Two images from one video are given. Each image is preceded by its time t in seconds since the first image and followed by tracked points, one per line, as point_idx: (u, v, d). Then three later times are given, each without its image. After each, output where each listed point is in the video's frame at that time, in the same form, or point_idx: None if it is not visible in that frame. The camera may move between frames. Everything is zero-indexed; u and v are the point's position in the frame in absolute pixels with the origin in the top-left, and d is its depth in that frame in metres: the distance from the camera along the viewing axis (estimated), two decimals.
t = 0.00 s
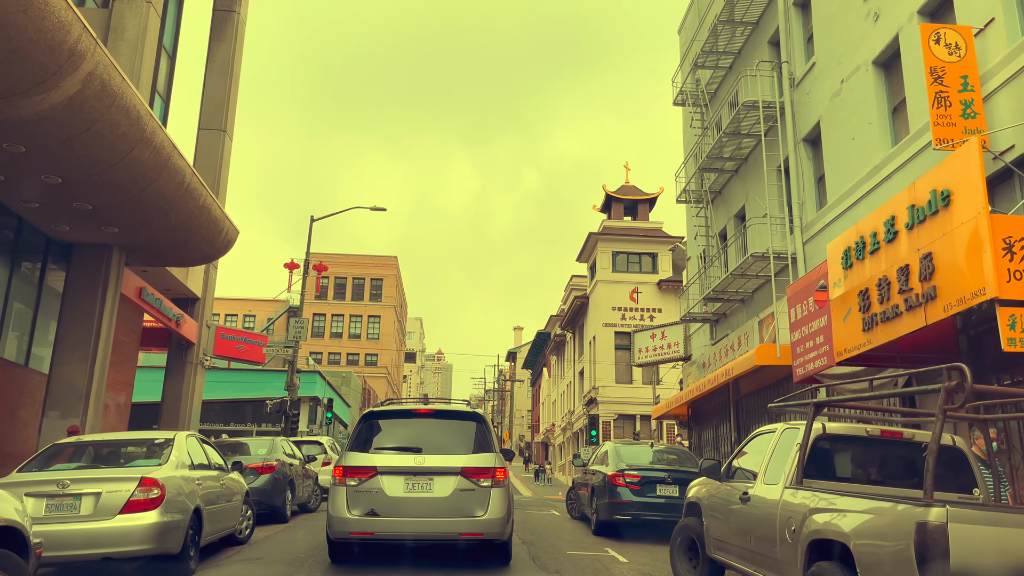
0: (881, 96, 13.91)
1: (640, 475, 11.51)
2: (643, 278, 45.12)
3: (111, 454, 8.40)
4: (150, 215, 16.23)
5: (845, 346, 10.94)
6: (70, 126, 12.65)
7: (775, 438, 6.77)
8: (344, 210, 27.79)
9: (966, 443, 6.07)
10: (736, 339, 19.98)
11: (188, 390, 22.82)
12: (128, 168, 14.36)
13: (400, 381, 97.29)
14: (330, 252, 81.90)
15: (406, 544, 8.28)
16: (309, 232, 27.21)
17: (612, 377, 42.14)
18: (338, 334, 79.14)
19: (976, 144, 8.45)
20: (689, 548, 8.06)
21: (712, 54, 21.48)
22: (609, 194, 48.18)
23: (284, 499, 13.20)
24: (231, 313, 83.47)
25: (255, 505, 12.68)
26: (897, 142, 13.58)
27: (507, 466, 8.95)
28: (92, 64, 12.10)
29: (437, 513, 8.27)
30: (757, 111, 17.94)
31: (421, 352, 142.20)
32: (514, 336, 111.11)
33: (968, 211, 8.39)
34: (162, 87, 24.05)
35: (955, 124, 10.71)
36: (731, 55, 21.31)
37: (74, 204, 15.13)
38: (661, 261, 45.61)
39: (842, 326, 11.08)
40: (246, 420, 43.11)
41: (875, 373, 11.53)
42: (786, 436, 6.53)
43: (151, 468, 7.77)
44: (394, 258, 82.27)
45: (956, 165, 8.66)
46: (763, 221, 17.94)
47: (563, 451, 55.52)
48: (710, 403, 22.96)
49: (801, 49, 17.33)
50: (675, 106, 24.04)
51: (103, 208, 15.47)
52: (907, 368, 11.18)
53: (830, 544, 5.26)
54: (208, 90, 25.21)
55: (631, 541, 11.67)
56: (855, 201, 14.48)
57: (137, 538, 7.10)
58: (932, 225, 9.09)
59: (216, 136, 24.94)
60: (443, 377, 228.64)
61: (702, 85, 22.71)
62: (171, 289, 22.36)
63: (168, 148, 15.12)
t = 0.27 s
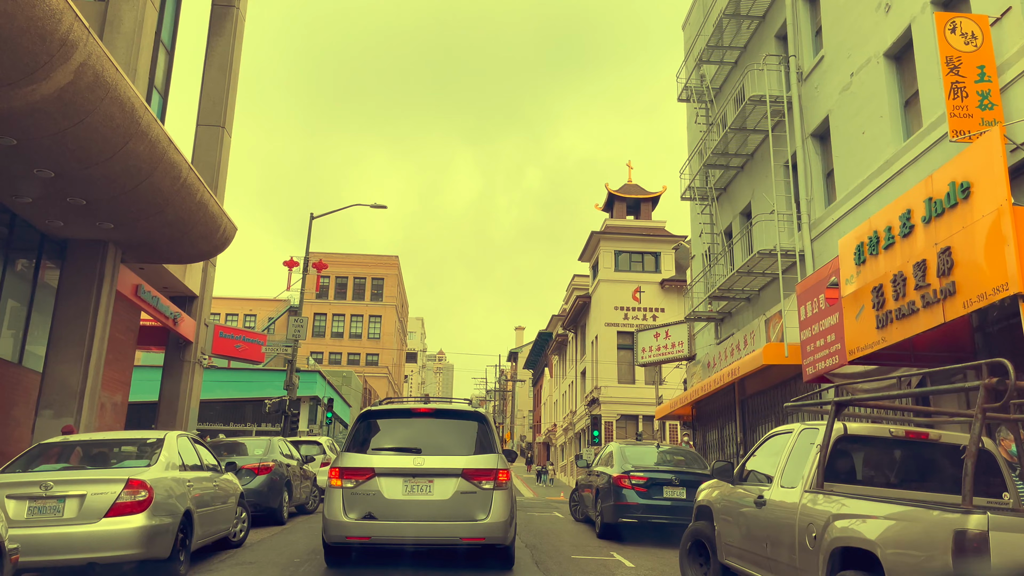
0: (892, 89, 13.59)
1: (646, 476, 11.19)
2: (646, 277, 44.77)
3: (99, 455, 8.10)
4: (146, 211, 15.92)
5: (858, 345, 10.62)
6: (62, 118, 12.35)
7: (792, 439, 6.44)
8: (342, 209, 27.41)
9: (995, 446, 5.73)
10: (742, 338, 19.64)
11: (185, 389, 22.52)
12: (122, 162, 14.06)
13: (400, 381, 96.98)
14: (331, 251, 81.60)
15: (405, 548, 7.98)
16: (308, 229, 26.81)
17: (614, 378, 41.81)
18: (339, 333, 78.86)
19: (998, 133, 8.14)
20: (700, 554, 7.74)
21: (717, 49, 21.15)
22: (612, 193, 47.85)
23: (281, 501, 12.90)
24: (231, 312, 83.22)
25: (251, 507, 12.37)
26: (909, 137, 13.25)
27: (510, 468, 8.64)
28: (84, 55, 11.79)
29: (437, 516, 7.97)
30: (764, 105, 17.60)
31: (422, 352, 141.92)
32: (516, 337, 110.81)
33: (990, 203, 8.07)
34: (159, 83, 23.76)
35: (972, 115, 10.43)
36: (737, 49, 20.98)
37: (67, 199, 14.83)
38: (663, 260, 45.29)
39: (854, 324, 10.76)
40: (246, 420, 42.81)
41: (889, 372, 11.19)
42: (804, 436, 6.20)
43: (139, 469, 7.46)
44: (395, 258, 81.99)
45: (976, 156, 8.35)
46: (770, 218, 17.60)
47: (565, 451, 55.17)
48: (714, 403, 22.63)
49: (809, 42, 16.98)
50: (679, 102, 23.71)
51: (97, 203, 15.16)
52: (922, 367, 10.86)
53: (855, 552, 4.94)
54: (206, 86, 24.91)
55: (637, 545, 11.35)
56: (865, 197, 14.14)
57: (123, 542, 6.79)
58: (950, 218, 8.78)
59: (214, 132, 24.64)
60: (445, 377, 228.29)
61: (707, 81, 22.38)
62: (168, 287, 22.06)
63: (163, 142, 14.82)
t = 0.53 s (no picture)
0: (903, 83, 13.33)
1: (652, 478, 10.92)
2: (648, 277, 44.50)
3: (87, 456, 7.84)
4: (142, 206, 15.66)
5: (869, 343, 10.36)
6: (55, 111, 12.10)
7: (808, 439, 6.17)
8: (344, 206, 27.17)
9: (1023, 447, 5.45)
10: (747, 338, 19.36)
11: (183, 388, 22.26)
12: (117, 156, 13.80)
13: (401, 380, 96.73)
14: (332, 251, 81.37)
15: (404, 552, 7.72)
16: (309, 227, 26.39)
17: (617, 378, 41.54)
18: (339, 333, 78.63)
19: (1017, 124, 7.87)
20: (709, 559, 7.47)
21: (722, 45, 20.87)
22: (614, 192, 47.59)
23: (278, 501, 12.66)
24: (232, 312, 83.02)
25: (247, 508, 12.12)
26: (920, 131, 12.98)
27: (512, 469, 8.37)
28: (77, 46, 11.52)
29: (437, 519, 7.70)
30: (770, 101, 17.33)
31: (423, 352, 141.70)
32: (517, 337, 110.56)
33: (1008, 196, 7.81)
34: (158, 79, 23.51)
35: (987, 107, 10.18)
36: (742, 45, 20.70)
37: (62, 194, 14.58)
38: (666, 259, 45.01)
39: (865, 322, 10.50)
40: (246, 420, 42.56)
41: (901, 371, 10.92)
42: (821, 437, 5.93)
43: (127, 469, 7.21)
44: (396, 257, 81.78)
45: (994, 147, 8.08)
46: (776, 215, 17.33)
47: (566, 452, 54.90)
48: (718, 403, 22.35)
49: (816, 36, 16.71)
50: (683, 99, 23.44)
51: (93, 199, 14.90)
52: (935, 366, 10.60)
53: (878, 558, 4.67)
54: (205, 82, 24.66)
55: (642, 548, 11.08)
56: (874, 193, 13.86)
57: (110, 546, 6.54)
58: (967, 212, 8.51)
59: (213, 129, 24.38)
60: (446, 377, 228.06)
61: (712, 77, 22.10)
62: (166, 285, 21.81)
63: (160, 136, 14.56)
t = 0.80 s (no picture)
0: (912, 77, 13.10)
1: (657, 479, 10.65)
2: (650, 276, 44.24)
3: (75, 455, 7.58)
4: (139, 202, 15.42)
5: (880, 341, 10.10)
6: (48, 103, 11.86)
7: (823, 440, 5.91)
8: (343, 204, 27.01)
9: None
10: (752, 337, 19.09)
11: (181, 388, 21.99)
12: (112, 151, 13.57)
13: (402, 380, 96.50)
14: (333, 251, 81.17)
15: (403, 556, 7.46)
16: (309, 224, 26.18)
17: (619, 378, 41.30)
18: (340, 333, 78.42)
19: None
20: (719, 563, 7.21)
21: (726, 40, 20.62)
22: (616, 191, 47.35)
23: (275, 502, 12.43)
24: (232, 312, 82.83)
25: (244, 509, 11.88)
26: (930, 126, 12.75)
27: (514, 469, 8.13)
28: (71, 37, 11.28)
29: (437, 521, 7.46)
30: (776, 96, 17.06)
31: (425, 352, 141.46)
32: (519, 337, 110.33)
33: None
34: (156, 75, 23.29)
35: (1003, 99, 9.88)
36: (747, 40, 20.43)
37: (57, 190, 14.34)
38: (669, 259, 44.75)
39: (876, 319, 10.24)
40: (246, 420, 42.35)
41: (912, 370, 10.66)
42: (837, 437, 5.69)
43: (115, 469, 6.96)
44: (397, 257, 81.54)
45: (1012, 138, 7.82)
46: (783, 212, 17.02)
47: (568, 452, 54.65)
48: (722, 403, 22.08)
49: (823, 31, 16.45)
50: (687, 95, 23.19)
51: (88, 194, 14.67)
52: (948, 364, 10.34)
53: (901, 565, 4.41)
54: (205, 79, 24.44)
55: (647, 551, 10.83)
56: (883, 189, 13.61)
57: (96, 549, 6.29)
58: (983, 205, 8.25)
59: (212, 126, 24.13)
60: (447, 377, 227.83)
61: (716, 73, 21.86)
62: (164, 283, 21.56)
63: (155, 130, 14.32)
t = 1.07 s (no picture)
0: (922, 70, 12.87)
1: (663, 480, 10.42)
2: (652, 276, 44.00)
3: (64, 455, 7.34)
4: (135, 198, 15.20)
5: (891, 339, 9.87)
6: (42, 96, 11.64)
7: (840, 440, 5.68)
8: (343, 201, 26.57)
9: None
10: (757, 336, 18.86)
11: (179, 387, 21.79)
12: (107, 146, 13.35)
13: (403, 380, 96.26)
14: (333, 250, 80.97)
15: (402, 559, 7.24)
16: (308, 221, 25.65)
17: (621, 378, 41.07)
18: (341, 333, 78.21)
19: None
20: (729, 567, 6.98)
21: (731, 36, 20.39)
22: (618, 190, 47.14)
23: (273, 503, 12.21)
24: (233, 311, 82.64)
25: (240, 510, 11.65)
26: (941, 120, 12.52)
27: (518, 470, 7.90)
28: (65, 28, 11.04)
29: (437, 524, 7.23)
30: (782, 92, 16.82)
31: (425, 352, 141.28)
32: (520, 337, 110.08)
33: None
34: (154, 71, 23.06)
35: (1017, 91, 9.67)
36: (752, 36, 20.18)
37: (51, 185, 14.12)
38: (671, 258, 44.50)
39: (887, 316, 10.00)
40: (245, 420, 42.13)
41: (924, 369, 10.43)
42: (855, 437, 5.45)
43: (105, 470, 6.72)
44: (398, 256, 81.33)
45: None
46: (789, 209, 16.75)
47: (569, 452, 54.41)
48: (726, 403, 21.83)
49: (830, 25, 16.21)
50: (690, 92, 22.95)
51: (83, 190, 14.44)
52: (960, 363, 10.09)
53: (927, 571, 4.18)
54: (203, 75, 24.21)
55: (652, 554, 10.59)
56: (892, 185, 13.38)
57: (84, 553, 6.06)
58: (1000, 199, 8.01)
59: (210, 123, 23.89)
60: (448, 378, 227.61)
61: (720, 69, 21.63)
62: (162, 281, 21.35)
63: (152, 125, 14.11)
